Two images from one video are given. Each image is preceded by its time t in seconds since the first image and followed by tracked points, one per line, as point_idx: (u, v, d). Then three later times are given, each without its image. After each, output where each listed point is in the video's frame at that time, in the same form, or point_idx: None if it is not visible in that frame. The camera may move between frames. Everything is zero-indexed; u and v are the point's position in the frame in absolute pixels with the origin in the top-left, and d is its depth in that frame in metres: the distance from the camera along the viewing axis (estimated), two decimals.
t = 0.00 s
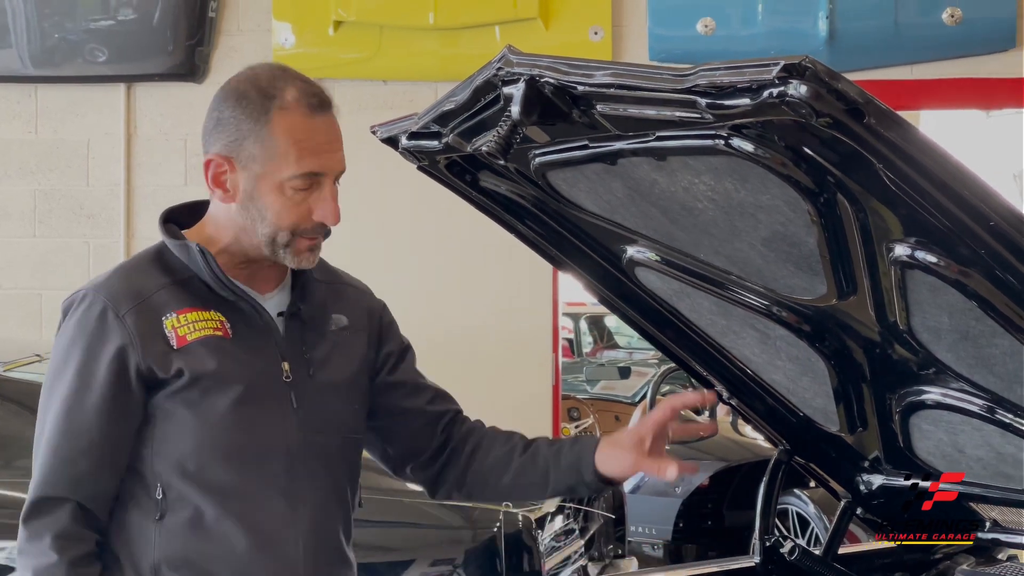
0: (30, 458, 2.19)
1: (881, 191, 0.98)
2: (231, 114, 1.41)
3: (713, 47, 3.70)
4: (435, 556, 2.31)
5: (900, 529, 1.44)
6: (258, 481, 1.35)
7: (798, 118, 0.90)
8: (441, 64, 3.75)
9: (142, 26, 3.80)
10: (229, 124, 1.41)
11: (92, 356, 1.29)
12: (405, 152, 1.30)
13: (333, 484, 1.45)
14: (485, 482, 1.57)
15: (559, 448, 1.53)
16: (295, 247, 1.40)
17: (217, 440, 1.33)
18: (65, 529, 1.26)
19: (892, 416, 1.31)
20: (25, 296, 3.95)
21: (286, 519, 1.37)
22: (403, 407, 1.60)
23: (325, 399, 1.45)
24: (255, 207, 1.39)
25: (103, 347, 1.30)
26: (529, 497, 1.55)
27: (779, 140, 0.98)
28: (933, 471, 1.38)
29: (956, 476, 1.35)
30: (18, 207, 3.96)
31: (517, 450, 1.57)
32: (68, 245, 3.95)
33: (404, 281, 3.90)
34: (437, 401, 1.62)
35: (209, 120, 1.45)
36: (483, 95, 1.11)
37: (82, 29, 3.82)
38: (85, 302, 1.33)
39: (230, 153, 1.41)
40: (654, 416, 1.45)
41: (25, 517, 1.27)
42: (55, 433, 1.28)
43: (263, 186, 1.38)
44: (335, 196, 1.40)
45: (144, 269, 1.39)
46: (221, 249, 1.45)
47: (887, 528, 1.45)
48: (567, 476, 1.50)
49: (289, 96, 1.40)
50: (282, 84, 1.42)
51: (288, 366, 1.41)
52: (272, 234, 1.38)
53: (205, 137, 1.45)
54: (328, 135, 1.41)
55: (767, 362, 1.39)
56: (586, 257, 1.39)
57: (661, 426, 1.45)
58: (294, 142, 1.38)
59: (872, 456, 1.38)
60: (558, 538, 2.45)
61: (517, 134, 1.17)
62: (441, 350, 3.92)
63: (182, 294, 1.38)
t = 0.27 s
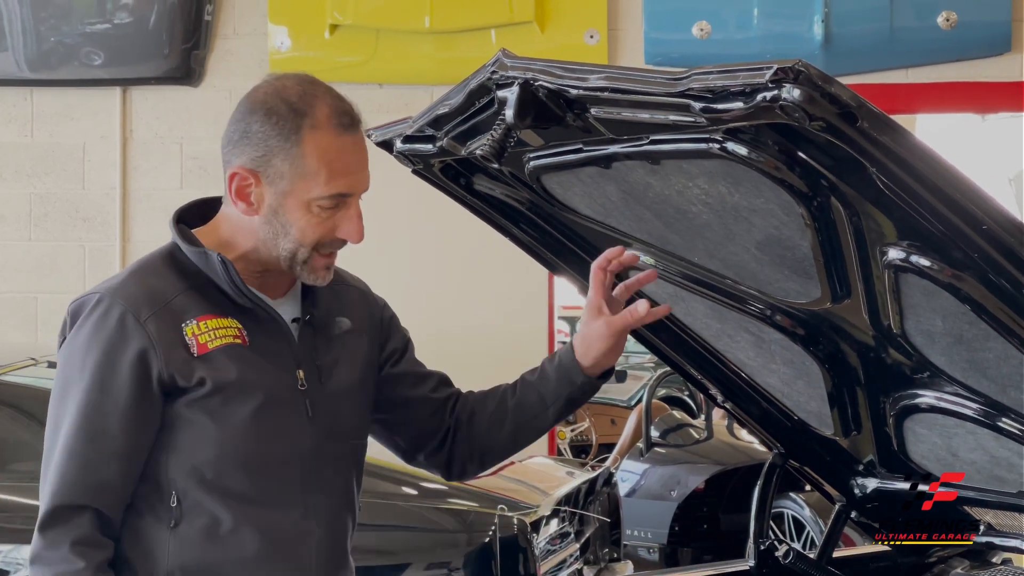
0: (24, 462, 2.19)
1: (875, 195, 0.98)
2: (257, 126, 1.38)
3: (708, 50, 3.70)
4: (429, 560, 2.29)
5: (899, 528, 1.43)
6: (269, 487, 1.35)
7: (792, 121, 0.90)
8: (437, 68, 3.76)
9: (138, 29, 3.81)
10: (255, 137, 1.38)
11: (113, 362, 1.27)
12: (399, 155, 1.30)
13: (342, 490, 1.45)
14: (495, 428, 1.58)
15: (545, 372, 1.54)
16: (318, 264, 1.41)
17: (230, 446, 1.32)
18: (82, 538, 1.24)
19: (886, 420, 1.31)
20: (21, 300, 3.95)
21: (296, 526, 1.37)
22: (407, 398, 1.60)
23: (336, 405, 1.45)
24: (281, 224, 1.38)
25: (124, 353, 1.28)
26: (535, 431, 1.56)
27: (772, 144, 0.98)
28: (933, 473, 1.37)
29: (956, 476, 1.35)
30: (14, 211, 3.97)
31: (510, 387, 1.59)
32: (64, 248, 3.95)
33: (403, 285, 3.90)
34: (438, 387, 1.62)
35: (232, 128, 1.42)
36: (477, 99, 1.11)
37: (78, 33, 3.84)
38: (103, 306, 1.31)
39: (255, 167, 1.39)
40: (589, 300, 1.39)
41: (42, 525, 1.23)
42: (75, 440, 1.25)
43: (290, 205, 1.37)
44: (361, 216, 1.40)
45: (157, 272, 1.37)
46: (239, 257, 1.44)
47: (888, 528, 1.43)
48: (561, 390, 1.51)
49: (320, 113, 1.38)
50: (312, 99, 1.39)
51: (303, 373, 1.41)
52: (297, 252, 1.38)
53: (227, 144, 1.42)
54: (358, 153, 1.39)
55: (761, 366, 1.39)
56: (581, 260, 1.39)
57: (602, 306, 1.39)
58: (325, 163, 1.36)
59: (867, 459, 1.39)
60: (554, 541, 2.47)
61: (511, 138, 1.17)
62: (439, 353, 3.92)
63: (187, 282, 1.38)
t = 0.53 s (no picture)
0: (17, 465, 2.18)
1: (870, 198, 0.98)
2: (272, 144, 1.38)
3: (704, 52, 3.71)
4: (425, 561, 2.30)
5: (898, 528, 1.42)
6: (259, 494, 1.35)
7: (787, 123, 0.90)
8: (433, 70, 3.76)
9: (134, 31, 3.82)
10: (270, 155, 1.37)
11: (108, 365, 1.27)
12: (395, 158, 1.30)
13: (331, 499, 1.46)
14: (500, 495, 1.61)
15: (590, 481, 1.57)
16: (319, 287, 1.42)
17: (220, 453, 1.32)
18: (69, 543, 1.22)
19: (881, 422, 1.31)
20: (17, 302, 3.95)
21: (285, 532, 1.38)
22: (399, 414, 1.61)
23: (330, 415, 1.45)
24: (287, 244, 1.38)
25: (118, 357, 1.27)
26: (547, 515, 1.59)
27: (767, 146, 0.98)
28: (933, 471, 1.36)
29: (956, 476, 1.34)
30: (10, 212, 3.96)
31: (541, 470, 1.60)
32: (59, 250, 3.95)
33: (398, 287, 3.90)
34: (436, 406, 1.63)
35: (247, 141, 1.41)
36: (472, 101, 1.11)
37: (74, 35, 3.84)
38: (97, 309, 1.30)
39: (266, 185, 1.38)
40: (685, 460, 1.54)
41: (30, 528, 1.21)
42: (67, 443, 1.24)
43: (299, 226, 1.37)
44: (368, 243, 1.40)
45: (154, 277, 1.36)
46: (239, 267, 1.44)
47: (888, 528, 1.42)
48: (594, 510, 1.55)
49: (337, 137, 1.37)
50: (330, 122, 1.39)
51: (297, 386, 1.41)
52: (302, 274, 1.39)
53: (241, 158, 1.42)
54: (371, 180, 1.39)
55: (756, 368, 1.39)
56: (576, 262, 1.39)
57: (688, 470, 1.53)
58: (338, 189, 1.36)
59: (862, 461, 1.38)
60: (551, 543, 2.36)
61: (506, 140, 1.17)
62: (435, 355, 3.92)
63: (177, 284, 1.38)
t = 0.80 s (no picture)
0: (12, 466, 2.18)
1: (865, 199, 0.98)
2: (267, 143, 1.37)
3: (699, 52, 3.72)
4: (421, 562, 2.31)
5: (898, 528, 1.41)
6: (251, 496, 1.35)
7: (782, 124, 0.90)
8: (429, 70, 3.75)
9: (129, 32, 3.81)
10: (264, 154, 1.37)
11: (98, 366, 1.27)
12: (391, 158, 1.30)
13: (322, 502, 1.45)
14: (492, 534, 1.57)
15: (585, 543, 1.50)
16: (312, 287, 1.42)
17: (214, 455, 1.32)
18: (56, 545, 1.22)
19: (876, 422, 1.31)
20: (11, 302, 3.94)
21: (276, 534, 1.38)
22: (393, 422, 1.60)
23: (323, 418, 1.45)
24: (281, 243, 1.38)
25: (109, 358, 1.27)
26: (534, 565, 1.54)
27: (762, 147, 0.98)
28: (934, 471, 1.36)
29: (956, 476, 1.33)
30: (5, 212, 3.95)
31: (536, 521, 1.54)
32: (54, 250, 3.94)
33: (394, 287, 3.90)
34: (429, 417, 1.62)
35: (242, 140, 1.41)
36: (468, 101, 1.11)
37: (69, 34, 3.83)
38: (87, 310, 1.30)
39: (261, 184, 1.38)
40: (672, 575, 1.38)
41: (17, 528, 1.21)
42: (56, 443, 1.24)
43: (293, 225, 1.37)
44: (362, 242, 1.40)
45: (147, 278, 1.36)
46: (233, 268, 1.44)
47: (888, 528, 1.41)
48: None
49: (331, 136, 1.37)
50: (325, 119, 1.38)
51: (290, 390, 1.41)
52: (295, 273, 1.39)
53: (235, 157, 1.41)
54: (366, 179, 1.39)
55: (752, 368, 1.39)
56: (573, 263, 1.39)
57: None
58: (332, 188, 1.35)
59: (858, 461, 1.39)
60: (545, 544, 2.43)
61: (501, 141, 1.17)
62: (432, 355, 3.91)
63: (169, 282, 1.38)
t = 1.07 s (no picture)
0: (7, 465, 2.18)
1: (861, 196, 0.98)
2: (253, 133, 1.38)
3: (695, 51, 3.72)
4: (415, 560, 2.30)
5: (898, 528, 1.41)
6: (245, 494, 1.35)
7: (779, 122, 0.90)
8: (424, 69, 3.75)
9: (124, 30, 3.80)
10: (250, 144, 1.38)
11: (87, 366, 1.26)
12: (386, 156, 1.29)
13: (313, 499, 1.45)
14: (479, 528, 1.59)
15: (572, 535, 1.52)
16: (300, 276, 1.42)
17: (207, 454, 1.32)
18: (52, 547, 1.21)
19: (872, 420, 1.31)
20: (7, 301, 3.94)
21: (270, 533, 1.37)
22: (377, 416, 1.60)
23: (313, 414, 1.46)
24: (269, 233, 1.38)
25: (98, 358, 1.26)
26: (522, 557, 1.56)
27: (758, 145, 0.98)
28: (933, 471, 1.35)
29: (956, 476, 1.33)
30: None
31: (519, 513, 1.56)
32: (48, 249, 3.94)
33: (388, 288, 3.89)
34: (415, 411, 1.62)
35: (226, 132, 1.41)
36: (464, 99, 1.11)
37: (64, 33, 3.83)
38: (75, 310, 1.29)
39: (247, 174, 1.38)
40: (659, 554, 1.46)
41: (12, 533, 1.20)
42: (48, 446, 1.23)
43: (280, 214, 1.37)
44: (350, 231, 1.41)
45: (136, 277, 1.36)
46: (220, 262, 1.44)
47: (888, 529, 1.42)
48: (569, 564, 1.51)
49: (317, 125, 1.38)
50: (309, 109, 1.40)
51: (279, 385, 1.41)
52: (283, 263, 1.39)
53: (219, 149, 1.42)
54: (351, 166, 1.40)
55: (747, 366, 1.39)
56: (568, 260, 1.39)
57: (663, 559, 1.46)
58: (319, 176, 1.36)
59: (852, 459, 1.38)
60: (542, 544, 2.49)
61: (498, 138, 1.17)
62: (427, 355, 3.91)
63: (162, 283, 1.37)
